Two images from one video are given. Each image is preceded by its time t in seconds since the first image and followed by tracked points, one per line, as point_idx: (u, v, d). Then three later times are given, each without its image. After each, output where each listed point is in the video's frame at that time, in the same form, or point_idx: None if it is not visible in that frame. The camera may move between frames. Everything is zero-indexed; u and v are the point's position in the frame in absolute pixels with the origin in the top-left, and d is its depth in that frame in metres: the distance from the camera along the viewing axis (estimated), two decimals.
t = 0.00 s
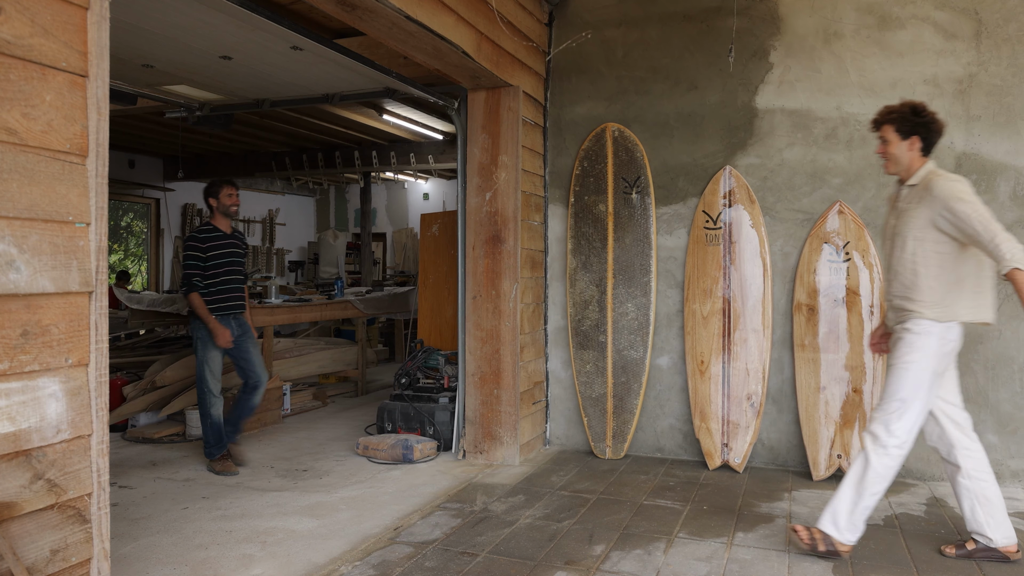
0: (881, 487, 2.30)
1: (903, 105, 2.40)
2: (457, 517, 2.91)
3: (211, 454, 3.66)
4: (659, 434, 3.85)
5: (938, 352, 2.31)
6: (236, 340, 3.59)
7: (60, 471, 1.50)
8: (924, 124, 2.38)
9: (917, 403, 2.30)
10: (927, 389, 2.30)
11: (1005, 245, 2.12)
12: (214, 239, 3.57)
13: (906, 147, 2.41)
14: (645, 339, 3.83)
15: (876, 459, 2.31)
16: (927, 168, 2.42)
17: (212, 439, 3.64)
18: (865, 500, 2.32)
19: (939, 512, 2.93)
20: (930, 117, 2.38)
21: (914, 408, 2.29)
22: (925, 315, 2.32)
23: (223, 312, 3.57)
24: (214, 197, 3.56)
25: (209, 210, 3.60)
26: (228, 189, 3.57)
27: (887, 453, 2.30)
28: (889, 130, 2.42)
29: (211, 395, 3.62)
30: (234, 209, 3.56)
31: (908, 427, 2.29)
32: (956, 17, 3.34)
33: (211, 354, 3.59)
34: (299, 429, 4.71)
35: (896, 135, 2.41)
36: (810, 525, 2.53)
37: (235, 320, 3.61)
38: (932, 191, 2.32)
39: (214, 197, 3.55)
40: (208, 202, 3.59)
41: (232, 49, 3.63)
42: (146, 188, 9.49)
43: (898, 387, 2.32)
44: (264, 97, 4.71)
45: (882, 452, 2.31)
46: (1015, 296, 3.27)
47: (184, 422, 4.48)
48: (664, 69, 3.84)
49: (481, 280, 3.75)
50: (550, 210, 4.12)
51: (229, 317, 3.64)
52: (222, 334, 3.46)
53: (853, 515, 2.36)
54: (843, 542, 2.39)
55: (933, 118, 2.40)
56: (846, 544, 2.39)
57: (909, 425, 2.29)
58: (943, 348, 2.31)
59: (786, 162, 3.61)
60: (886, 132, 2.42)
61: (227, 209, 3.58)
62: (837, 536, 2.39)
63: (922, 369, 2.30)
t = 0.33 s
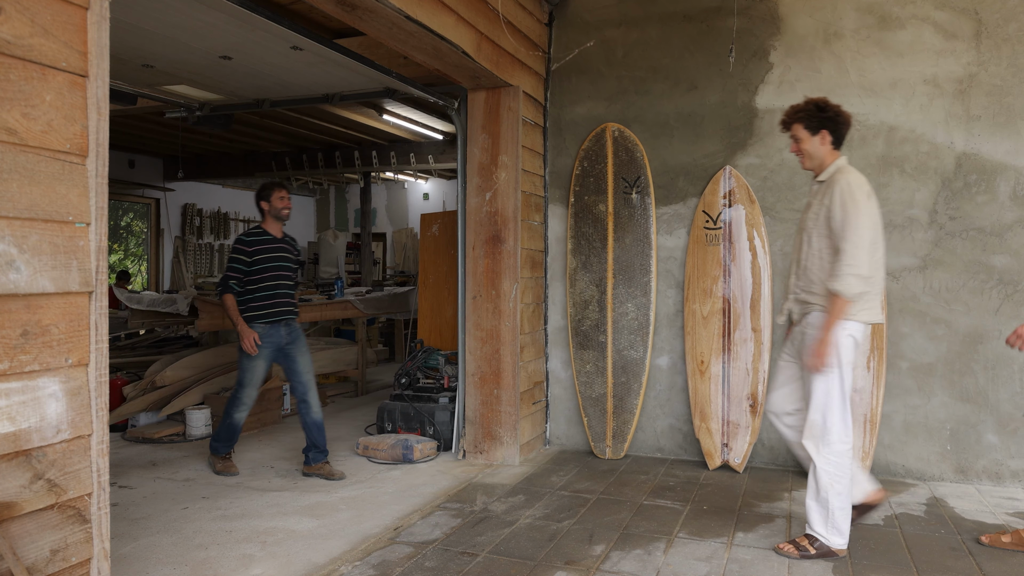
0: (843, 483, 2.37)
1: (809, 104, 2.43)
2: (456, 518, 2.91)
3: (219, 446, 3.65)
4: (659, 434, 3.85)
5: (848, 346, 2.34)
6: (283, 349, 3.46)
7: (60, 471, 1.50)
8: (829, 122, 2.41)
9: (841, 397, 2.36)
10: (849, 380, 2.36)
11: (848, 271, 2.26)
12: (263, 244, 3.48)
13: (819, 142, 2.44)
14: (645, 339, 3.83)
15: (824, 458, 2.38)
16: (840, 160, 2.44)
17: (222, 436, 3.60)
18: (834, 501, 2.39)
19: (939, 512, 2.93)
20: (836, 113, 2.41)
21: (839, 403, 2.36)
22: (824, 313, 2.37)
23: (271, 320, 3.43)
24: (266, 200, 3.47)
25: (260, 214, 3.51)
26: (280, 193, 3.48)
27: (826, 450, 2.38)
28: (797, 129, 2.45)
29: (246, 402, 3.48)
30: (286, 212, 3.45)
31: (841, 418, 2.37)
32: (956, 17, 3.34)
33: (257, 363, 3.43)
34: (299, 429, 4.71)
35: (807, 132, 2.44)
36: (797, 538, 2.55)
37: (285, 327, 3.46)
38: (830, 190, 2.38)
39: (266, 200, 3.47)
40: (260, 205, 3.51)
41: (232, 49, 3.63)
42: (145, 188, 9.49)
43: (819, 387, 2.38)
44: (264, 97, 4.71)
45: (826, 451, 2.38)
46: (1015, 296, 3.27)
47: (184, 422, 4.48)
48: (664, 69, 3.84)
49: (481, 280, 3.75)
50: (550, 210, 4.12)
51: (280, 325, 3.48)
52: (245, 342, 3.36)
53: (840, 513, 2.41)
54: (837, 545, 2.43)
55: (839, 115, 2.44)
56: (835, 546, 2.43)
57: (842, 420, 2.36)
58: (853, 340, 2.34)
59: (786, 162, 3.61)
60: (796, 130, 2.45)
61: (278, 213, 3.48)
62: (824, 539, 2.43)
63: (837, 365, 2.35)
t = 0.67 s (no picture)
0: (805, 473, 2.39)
1: (734, 115, 2.53)
2: (456, 517, 2.91)
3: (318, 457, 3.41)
4: (659, 434, 3.85)
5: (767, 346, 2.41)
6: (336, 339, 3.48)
7: (60, 471, 1.50)
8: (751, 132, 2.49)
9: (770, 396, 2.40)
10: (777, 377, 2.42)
11: (700, 256, 2.39)
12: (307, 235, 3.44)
13: (740, 151, 2.52)
14: (645, 339, 3.83)
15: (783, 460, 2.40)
16: (763, 169, 2.51)
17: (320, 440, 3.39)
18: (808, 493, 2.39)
19: (939, 512, 2.94)
20: (759, 123, 2.50)
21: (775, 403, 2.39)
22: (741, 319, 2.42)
23: (324, 312, 3.41)
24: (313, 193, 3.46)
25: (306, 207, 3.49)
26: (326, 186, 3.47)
27: (783, 451, 2.39)
28: (725, 134, 2.54)
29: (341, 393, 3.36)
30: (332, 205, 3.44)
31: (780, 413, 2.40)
32: (956, 17, 3.34)
33: (325, 350, 3.38)
34: (299, 429, 4.71)
35: (731, 139, 2.53)
36: (796, 539, 2.55)
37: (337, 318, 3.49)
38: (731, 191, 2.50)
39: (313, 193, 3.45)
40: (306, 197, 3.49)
41: (233, 49, 3.63)
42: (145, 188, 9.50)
43: (754, 395, 2.41)
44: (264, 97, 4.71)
45: (783, 451, 2.39)
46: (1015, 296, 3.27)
47: (184, 422, 4.48)
48: (664, 69, 3.85)
49: (481, 280, 3.75)
50: (550, 210, 4.12)
51: (330, 317, 3.46)
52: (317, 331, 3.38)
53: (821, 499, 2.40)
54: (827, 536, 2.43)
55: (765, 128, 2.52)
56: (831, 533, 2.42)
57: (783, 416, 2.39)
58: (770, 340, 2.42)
59: (786, 162, 3.61)
60: (722, 138, 2.55)
61: (324, 206, 3.47)
62: (819, 534, 2.43)
63: (762, 367, 2.40)
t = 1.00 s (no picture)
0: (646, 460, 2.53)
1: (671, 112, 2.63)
2: (457, 517, 2.91)
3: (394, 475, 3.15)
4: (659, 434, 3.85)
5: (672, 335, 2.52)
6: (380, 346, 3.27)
7: (60, 471, 1.50)
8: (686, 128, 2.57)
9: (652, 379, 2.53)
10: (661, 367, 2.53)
11: (681, 266, 2.40)
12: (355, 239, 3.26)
13: (674, 147, 2.61)
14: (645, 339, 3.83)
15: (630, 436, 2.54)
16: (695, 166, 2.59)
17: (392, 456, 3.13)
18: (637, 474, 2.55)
19: (939, 512, 2.93)
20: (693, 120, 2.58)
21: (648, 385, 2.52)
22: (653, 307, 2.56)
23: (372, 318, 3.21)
24: (350, 195, 3.26)
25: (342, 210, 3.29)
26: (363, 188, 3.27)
27: (636, 428, 2.52)
28: (660, 132, 2.62)
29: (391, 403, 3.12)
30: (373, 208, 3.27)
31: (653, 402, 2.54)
32: (956, 17, 3.34)
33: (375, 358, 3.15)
34: (299, 429, 4.71)
35: (665, 136, 2.61)
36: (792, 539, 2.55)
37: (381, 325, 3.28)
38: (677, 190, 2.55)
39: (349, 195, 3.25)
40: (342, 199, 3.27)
41: (233, 49, 3.63)
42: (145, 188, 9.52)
43: (633, 371, 2.54)
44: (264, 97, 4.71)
45: (630, 428, 2.53)
46: (1015, 296, 3.28)
47: (184, 422, 4.48)
48: (664, 69, 3.84)
49: (481, 280, 3.75)
50: (550, 210, 4.12)
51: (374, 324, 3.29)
52: (364, 342, 3.09)
53: (662, 488, 2.53)
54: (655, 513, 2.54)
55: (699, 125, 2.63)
56: (677, 512, 2.54)
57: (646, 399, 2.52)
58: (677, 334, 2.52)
59: (786, 162, 3.61)
60: (657, 134, 2.64)
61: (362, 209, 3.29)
62: (671, 511, 2.53)
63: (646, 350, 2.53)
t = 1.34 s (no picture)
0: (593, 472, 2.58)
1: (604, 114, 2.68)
2: (456, 517, 2.91)
3: (397, 476, 3.15)
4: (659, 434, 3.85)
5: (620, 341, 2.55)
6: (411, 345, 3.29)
7: (60, 471, 1.50)
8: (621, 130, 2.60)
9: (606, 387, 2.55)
10: (613, 376, 2.56)
11: (654, 269, 2.42)
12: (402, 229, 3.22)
13: (607, 151, 2.64)
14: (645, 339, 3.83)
15: (580, 446, 2.56)
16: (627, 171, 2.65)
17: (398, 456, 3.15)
18: (579, 485, 2.59)
19: (939, 512, 2.94)
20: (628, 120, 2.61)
21: (601, 396, 2.54)
22: (603, 311, 2.56)
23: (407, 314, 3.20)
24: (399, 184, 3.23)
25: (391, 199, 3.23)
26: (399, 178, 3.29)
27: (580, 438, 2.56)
28: (596, 135, 2.65)
29: (407, 407, 3.15)
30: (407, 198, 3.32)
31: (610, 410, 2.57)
32: (956, 16, 3.34)
33: (401, 360, 3.16)
34: (299, 429, 4.71)
35: (600, 139, 2.64)
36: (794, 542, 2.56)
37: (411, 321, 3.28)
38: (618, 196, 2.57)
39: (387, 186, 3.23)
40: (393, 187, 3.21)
41: (233, 49, 3.62)
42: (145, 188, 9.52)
43: (585, 379, 2.56)
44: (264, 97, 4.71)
45: (582, 439, 2.56)
46: (1015, 296, 3.28)
47: (184, 422, 4.49)
48: (664, 69, 3.84)
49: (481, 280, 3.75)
50: (550, 211, 4.12)
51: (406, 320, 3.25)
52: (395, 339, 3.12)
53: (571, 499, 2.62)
54: (577, 526, 2.63)
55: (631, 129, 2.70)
56: (575, 527, 2.63)
57: (600, 410, 2.54)
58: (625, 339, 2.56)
59: (786, 161, 3.61)
60: (592, 136, 2.66)
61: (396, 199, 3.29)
62: (568, 522, 2.63)
63: (601, 359, 2.54)
